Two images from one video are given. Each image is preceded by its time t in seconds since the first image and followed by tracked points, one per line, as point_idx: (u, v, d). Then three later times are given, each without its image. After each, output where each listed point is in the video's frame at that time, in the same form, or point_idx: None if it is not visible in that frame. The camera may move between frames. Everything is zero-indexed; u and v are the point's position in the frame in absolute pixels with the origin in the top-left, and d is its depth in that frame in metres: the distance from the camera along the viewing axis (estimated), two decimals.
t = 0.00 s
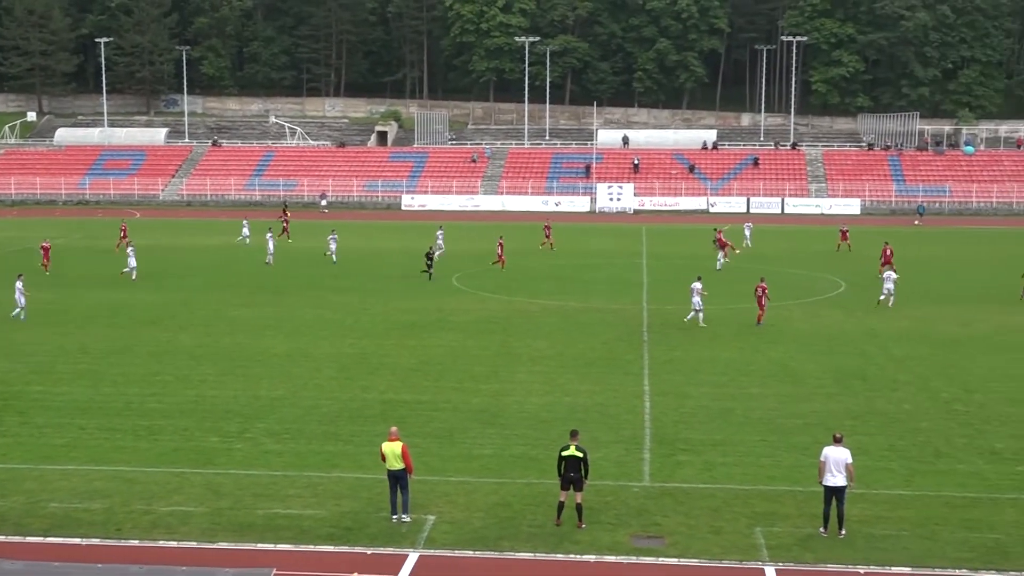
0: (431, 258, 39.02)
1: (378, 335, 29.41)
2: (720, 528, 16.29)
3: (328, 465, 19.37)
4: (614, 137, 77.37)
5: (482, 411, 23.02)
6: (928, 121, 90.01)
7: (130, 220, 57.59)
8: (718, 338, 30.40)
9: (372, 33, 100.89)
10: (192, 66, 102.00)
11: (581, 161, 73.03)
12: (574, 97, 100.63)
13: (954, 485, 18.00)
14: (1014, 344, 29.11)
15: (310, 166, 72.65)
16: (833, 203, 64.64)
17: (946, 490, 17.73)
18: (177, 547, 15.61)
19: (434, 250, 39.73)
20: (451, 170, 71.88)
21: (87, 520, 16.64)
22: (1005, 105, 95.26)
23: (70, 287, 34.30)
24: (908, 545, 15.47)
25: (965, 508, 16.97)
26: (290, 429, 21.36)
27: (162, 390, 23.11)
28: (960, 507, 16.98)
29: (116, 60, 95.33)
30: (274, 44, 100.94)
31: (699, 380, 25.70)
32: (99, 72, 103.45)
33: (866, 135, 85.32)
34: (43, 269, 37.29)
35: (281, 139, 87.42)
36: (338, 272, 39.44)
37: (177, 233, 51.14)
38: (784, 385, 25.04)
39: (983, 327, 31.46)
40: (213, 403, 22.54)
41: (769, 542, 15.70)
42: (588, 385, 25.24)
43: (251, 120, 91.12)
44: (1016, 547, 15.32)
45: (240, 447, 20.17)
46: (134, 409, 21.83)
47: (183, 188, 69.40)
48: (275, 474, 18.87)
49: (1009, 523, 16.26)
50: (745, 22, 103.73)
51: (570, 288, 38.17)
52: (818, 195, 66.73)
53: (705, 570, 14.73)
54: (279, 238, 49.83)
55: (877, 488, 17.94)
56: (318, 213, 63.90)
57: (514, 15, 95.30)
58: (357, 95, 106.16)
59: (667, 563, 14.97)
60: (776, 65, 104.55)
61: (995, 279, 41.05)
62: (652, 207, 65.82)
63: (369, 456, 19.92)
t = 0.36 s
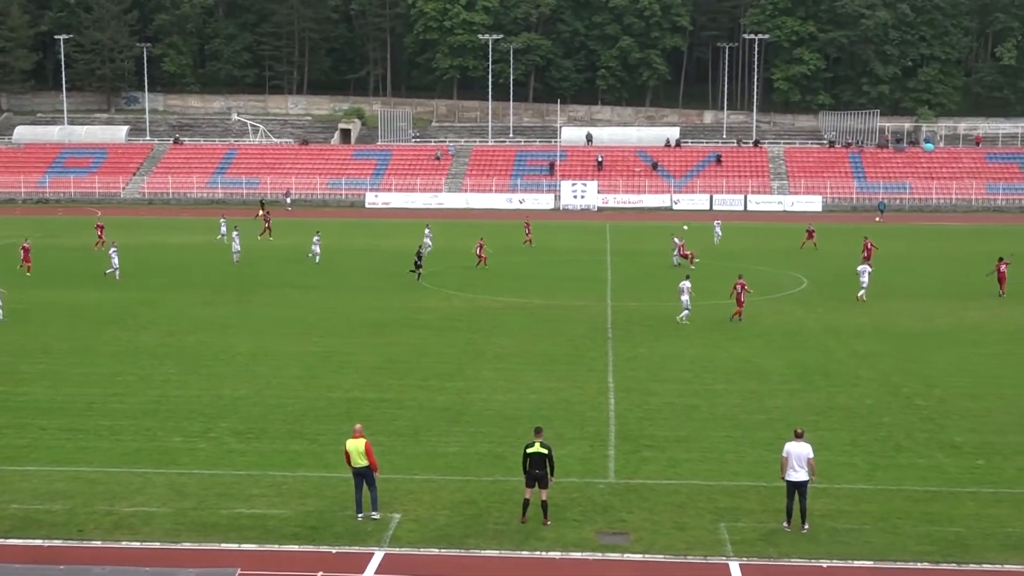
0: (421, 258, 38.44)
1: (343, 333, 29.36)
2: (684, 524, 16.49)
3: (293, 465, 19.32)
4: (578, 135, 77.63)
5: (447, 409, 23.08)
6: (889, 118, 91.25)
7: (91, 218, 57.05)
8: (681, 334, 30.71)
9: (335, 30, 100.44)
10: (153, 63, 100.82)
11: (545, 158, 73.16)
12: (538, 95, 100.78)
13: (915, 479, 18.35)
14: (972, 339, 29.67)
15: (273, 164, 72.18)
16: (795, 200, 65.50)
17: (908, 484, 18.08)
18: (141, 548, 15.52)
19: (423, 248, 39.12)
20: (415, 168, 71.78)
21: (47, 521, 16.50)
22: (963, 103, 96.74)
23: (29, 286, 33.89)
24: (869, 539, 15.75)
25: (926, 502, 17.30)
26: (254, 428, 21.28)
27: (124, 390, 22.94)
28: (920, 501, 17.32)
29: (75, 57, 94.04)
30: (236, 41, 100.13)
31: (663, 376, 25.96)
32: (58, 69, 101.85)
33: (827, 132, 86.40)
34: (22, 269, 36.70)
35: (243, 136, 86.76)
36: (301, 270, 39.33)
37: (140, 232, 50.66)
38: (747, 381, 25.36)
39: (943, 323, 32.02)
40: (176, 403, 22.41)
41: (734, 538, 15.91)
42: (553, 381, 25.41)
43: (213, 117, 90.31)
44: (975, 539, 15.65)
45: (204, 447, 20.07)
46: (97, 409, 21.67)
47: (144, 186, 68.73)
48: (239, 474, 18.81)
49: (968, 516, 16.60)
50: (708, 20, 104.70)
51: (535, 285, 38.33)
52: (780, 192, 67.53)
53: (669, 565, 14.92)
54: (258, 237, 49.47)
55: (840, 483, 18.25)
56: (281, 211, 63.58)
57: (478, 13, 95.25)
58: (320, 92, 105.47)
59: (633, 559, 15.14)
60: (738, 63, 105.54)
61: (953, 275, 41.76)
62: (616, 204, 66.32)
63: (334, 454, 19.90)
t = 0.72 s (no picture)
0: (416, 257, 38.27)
1: (313, 331, 29.28)
2: (655, 521, 16.64)
3: (264, 464, 19.25)
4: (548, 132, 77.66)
5: (419, 407, 23.08)
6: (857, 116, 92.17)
7: (59, 216, 56.53)
8: (652, 331, 30.91)
9: (304, 27, 99.93)
10: (121, 60, 99.84)
11: (516, 156, 73.24)
12: (508, 92, 100.71)
13: (885, 474, 18.61)
14: (938, 335, 30.08)
15: (242, 162, 71.76)
16: (765, 197, 66.12)
17: (877, 479, 18.34)
18: (110, 548, 15.42)
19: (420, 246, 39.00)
20: (385, 166, 71.58)
21: (15, 522, 16.36)
22: (930, 101, 97.79)
23: None
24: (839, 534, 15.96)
25: (895, 496, 17.57)
26: (225, 427, 21.16)
27: (92, 390, 22.78)
28: (890, 496, 17.57)
29: (41, 54, 92.96)
30: (205, 38, 99.35)
31: (634, 373, 26.13)
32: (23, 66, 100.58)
33: (796, 130, 87.15)
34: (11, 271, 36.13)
35: (213, 134, 86.17)
36: (272, 268, 39.18)
37: (108, 230, 50.23)
38: (718, 378, 25.59)
39: (911, 319, 32.45)
40: (146, 402, 22.27)
41: (704, 533, 16.07)
42: (524, 379, 25.50)
43: (182, 114, 89.58)
44: (942, 533, 15.90)
45: (174, 447, 19.95)
46: (64, 409, 21.51)
47: (112, 184, 68.07)
48: (209, 473, 18.72)
49: (935, 510, 16.86)
50: (677, 18, 105.25)
51: (507, 283, 38.40)
52: (750, 189, 68.11)
53: (641, 561, 15.05)
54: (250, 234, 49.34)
55: (810, 478, 18.49)
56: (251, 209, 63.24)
57: (448, 10, 95.04)
58: (290, 90, 104.90)
59: (604, 555, 15.25)
60: (707, 61, 106.21)
61: (920, 272, 42.30)
62: (587, 202, 66.83)
63: (306, 453, 19.85)
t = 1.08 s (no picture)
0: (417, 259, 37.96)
1: (289, 330, 29.21)
2: (632, 518, 16.75)
3: (240, 464, 19.19)
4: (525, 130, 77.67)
5: (396, 406, 23.07)
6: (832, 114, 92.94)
7: (32, 215, 55.95)
8: (628, 329, 31.06)
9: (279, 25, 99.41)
10: (94, 58, 98.92)
11: (492, 155, 73.26)
12: (484, 90, 100.72)
13: (860, 471, 18.82)
14: (911, 333, 30.40)
15: (218, 160, 71.38)
16: (741, 195, 66.67)
17: (852, 476, 18.54)
18: (85, 549, 15.33)
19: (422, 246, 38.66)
20: (362, 164, 71.37)
21: None
22: (904, 99, 98.80)
23: None
24: (814, 531, 16.13)
25: (870, 493, 17.77)
26: (201, 427, 21.07)
27: (66, 390, 22.61)
28: (865, 493, 17.78)
29: (13, 52, 91.96)
30: (180, 36, 98.64)
31: (610, 371, 26.26)
32: None
33: (772, 128, 87.74)
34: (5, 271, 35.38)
35: (187, 132, 85.59)
36: (247, 267, 38.98)
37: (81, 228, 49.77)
38: (694, 375, 25.76)
39: (885, 316, 32.81)
40: (120, 402, 22.13)
41: (680, 531, 16.20)
42: (501, 377, 25.55)
43: (157, 112, 88.88)
44: (917, 530, 16.10)
45: (149, 446, 19.85)
46: (38, 409, 21.34)
47: (86, 183, 67.48)
48: (185, 473, 18.65)
49: (909, 507, 17.08)
50: (653, 16, 105.72)
51: (483, 281, 38.41)
52: (726, 188, 68.55)
53: (619, 559, 15.14)
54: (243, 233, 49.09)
55: (785, 475, 18.67)
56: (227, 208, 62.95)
57: (423, 8, 94.91)
58: (265, 88, 104.32)
59: (581, 553, 15.35)
60: (683, 59, 106.78)
61: (893, 269, 42.76)
62: (563, 200, 66.94)
63: (283, 452, 19.81)
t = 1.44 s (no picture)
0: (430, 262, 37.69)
1: (272, 330, 29.14)
2: (615, 518, 16.83)
3: (223, 465, 19.13)
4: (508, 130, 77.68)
5: (377, 407, 23.07)
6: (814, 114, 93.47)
7: (12, 215, 55.56)
8: (611, 329, 31.16)
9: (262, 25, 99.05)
10: (75, 57, 98.29)
11: (475, 154, 73.26)
12: (467, 90, 100.71)
13: (842, 470, 18.97)
14: (892, 333, 30.59)
15: (200, 160, 71.06)
16: (723, 195, 66.96)
17: (834, 476, 18.69)
18: (66, 550, 15.26)
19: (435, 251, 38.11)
20: (345, 164, 71.21)
21: None
22: (885, 99, 99.45)
23: None
24: (797, 530, 16.26)
25: (852, 492, 17.92)
26: (184, 427, 21.01)
27: (47, 390, 22.51)
28: (847, 492, 17.93)
29: None
30: (161, 36, 98.18)
31: (594, 371, 26.35)
32: None
33: (754, 129, 88.17)
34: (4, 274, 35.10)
35: (169, 131, 85.13)
36: (229, 267, 38.88)
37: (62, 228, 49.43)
38: (677, 375, 25.87)
39: (866, 316, 33.03)
40: (102, 402, 22.04)
41: (664, 530, 16.28)
42: (484, 378, 25.57)
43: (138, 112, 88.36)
44: (898, 529, 16.26)
45: (131, 447, 19.78)
46: (18, 410, 21.23)
47: (67, 183, 67.07)
48: (167, 474, 18.59)
49: (891, 506, 17.24)
50: (636, 17, 106.06)
51: (465, 281, 38.39)
52: (708, 188, 68.85)
53: (602, 558, 15.22)
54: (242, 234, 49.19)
55: (768, 474, 18.79)
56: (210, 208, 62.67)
57: (406, 8, 94.80)
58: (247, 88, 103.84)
59: (564, 553, 15.41)
60: (665, 59, 107.18)
61: (874, 269, 43.04)
62: (546, 200, 66.99)
63: (265, 453, 19.78)
